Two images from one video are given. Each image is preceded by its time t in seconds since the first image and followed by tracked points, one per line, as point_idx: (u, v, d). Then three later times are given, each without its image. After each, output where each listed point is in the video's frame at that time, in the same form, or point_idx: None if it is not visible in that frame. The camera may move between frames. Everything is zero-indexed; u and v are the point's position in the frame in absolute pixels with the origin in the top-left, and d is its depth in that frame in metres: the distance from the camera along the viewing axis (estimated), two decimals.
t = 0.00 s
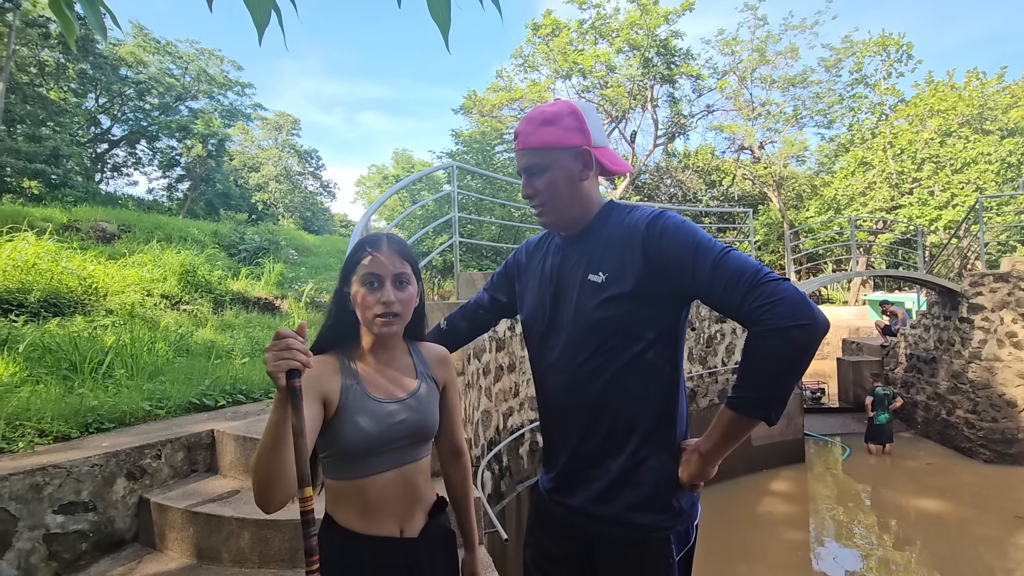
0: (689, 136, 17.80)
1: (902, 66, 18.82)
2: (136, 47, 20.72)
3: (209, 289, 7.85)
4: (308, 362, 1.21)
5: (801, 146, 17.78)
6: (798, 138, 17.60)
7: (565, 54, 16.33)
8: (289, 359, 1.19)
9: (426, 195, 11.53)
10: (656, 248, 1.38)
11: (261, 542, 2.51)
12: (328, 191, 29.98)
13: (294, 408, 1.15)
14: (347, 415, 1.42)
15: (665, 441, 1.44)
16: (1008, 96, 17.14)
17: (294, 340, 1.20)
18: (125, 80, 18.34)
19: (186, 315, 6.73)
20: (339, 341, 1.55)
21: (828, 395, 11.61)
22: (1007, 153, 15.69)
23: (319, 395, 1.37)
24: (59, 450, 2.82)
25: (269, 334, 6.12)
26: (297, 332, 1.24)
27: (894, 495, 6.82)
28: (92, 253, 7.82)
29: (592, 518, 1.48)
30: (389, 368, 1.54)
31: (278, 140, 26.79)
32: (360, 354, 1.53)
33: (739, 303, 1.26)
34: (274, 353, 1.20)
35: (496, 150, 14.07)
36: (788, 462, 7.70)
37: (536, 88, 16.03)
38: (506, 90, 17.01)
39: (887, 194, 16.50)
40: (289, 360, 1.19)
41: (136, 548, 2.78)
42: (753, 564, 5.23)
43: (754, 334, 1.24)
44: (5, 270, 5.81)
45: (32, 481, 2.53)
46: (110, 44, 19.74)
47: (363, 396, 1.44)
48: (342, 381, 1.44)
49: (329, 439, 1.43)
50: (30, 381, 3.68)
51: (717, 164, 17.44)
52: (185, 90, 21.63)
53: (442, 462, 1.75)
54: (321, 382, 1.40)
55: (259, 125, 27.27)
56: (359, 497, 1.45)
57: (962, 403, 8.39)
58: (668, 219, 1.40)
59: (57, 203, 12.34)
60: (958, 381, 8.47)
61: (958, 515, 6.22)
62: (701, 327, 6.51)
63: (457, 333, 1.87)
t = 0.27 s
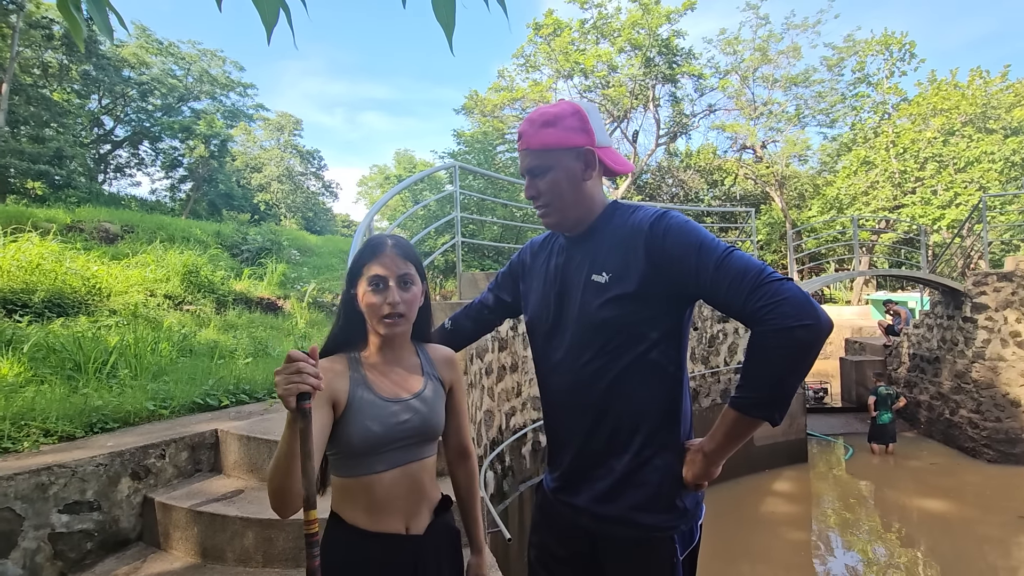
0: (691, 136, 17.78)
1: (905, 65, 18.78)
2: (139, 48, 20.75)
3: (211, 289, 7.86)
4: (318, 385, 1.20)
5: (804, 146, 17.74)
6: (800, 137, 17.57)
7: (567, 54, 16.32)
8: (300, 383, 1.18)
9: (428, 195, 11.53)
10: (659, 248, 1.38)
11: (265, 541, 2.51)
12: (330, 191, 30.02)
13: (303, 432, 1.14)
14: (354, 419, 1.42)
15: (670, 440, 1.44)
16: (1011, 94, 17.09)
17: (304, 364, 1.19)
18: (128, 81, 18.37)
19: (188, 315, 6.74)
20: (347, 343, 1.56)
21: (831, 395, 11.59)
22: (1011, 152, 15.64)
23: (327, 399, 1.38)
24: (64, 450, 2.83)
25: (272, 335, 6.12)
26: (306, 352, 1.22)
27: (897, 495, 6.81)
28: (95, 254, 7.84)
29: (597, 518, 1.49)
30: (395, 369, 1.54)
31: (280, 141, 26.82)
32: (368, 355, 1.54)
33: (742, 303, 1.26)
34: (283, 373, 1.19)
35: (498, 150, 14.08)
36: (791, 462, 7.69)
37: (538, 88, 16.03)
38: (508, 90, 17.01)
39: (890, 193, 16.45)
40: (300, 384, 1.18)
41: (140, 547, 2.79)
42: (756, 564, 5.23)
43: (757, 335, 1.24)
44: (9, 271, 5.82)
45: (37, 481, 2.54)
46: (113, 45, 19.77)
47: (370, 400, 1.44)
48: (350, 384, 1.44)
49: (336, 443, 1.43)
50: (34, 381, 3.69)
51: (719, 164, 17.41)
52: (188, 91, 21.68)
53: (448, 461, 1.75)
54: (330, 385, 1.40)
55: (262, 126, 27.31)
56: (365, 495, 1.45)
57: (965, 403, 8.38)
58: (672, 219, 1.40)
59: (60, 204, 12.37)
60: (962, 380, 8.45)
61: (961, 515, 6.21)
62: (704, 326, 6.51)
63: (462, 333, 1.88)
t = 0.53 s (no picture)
0: (692, 136, 17.79)
1: (906, 64, 18.77)
2: (140, 48, 20.76)
3: (212, 289, 7.87)
4: (319, 388, 1.21)
5: (805, 145, 17.73)
6: (801, 136, 17.55)
7: (567, 54, 16.32)
8: (299, 386, 1.19)
9: (429, 195, 11.54)
10: (660, 248, 1.38)
11: (267, 540, 2.51)
12: (331, 191, 30.04)
13: (305, 434, 1.15)
14: (358, 418, 1.43)
15: (670, 440, 1.44)
16: (1013, 93, 17.09)
17: (304, 366, 1.20)
18: (128, 82, 18.36)
19: (190, 315, 6.75)
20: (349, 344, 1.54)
21: (832, 394, 11.58)
22: (1012, 151, 15.64)
23: (331, 397, 1.38)
24: (66, 449, 2.83)
25: (273, 334, 6.13)
26: (307, 355, 1.23)
27: (898, 494, 6.81)
28: (96, 254, 7.84)
29: (598, 517, 1.48)
30: (397, 367, 1.55)
31: (281, 141, 26.84)
32: (369, 353, 1.54)
33: (743, 302, 1.26)
34: (285, 377, 1.20)
35: (499, 149, 14.08)
36: (792, 461, 7.69)
37: (538, 88, 16.03)
38: (508, 89, 17.02)
39: (891, 192, 16.43)
40: (299, 387, 1.19)
41: (142, 547, 2.79)
42: (757, 564, 5.23)
43: (758, 334, 1.24)
44: (11, 271, 5.83)
45: (39, 481, 2.54)
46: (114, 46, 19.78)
47: (374, 399, 1.45)
48: (353, 383, 1.44)
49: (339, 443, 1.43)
50: (36, 381, 3.69)
51: (720, 163, 17.40)
52: (189, 91, 21.69)
53: (448, 460, 1.76)
54: (334, 385, 1.41)
55: (262, 126, 27.33)
56: (369, 495, 1.45)
57: (967, 402, 8.37)
58: (674, 219, 1.40)
59: (61, 204, 12.39)
60: (963, 380, 8.45)
61: (963, 514, 6.21)
62: (705, 326, 6.51)
63: (464, 331, 1.87)
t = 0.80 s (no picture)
0: (692, 135, 17.78)
1: (907, 63, 18.76)
2: (139, 48, 20.74)
3: (212, 289, 7.88)
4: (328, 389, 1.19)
5: (805, 144, 17.70)
6: (801, 135, 17.54)
7: (567, 53, 16.31)
8: (308, 386, 1.18)
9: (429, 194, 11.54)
10: (660, 247, 1.38)
11: (267, 540, 2.51)
12: (331, 190, 30.03)
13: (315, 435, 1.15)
14: (358, 418, 1.42)
15: (671, 439, 1.44)
16: (1013, 92, 17.08)
17: (313, 366, 1.19)
18: (128, 81, 18.36)
19: (190, 314, 6.76)
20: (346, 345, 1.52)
21: (832, 393, 11.58)
22: (1013, 150, 15.63)
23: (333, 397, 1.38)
24: (66, 449, 2.83)
25: (273, 334, 6.13)
26: (316, 355, 1.22)
27: (898, 493, 6.81)
28: (97, 254, 7.84)
29: (599, 515, 1.49)
30: (393, 367, 1.55)
31: (281, 140, 26.81)
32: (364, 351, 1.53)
33: (742, 301, 1.26)
34: (295, 377, 1.20)
35: (498, 148, 14.08)
36: (792, 460, 7.69)
37: (538, 87, 16.02)
38: (508, 89, 17.02)
39: (891, 191, 16.42)
40: (309, 386, 1.18)
41: (142, 546, 2.79)
42: (757, 563, 5.23)
43: (757, 333, 1.24)
44: (11, 270, 5.84)
45: (39, 480, 2.55)
46: (113, 45, 19.76)
47: (374, 399, 1.45)
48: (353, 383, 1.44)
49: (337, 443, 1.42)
50: (36, 380, 3.69)
51: (720, 162, 17.39)
52: (188, 91, 21.70)
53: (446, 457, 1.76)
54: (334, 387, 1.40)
55: (263, 125, 27.32)
56: (370, 495, 1.45)
57: (967, 401, 8.38)
58: (673, 218, 1.41)
59: (61, 204, 12.40)
60: (963, 379, 8.45)
61: (963, 513, 6.21)
62: (705, 325, 6.50)
63: (465, 331, 1.86)
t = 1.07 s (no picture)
0: (692, 133, 17.77)
1: (907, 61, 18.74)
2: (139, 46, 20.71)
3: (212, 288, 7.87)
4: (329, 389, 1.19)
5: (806, 141, 17.64)
6: (802, 133, 17.52)
7: (567, 51, 16.28)
8: (309, 386, 1.18)
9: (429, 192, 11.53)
10: (660, 245, 1.38)
11: (267, 538, 2.52)
12: (331, 189, 30.01)
13: (317, 435, 1.15)
14: (355, 413, 1.42)
15: (671, 437, 1.44)
16: (1014, 90, 17.07)
17: (314, 365, 1.19)
18: (128, 79, 18.34)
19: (190, 313, 6.75)
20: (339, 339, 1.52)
21: (832, 392, 11.59)
22: (1013, 148, 15.62)
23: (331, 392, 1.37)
24: (66, 448, 2.84)
25: (273, 333, 6.12)
26: (316, 354, 1.22)
27: (898, 491, 6.81)
28: (97, 252, 7.84)
29: (600, 513, 1.49)
30: (387, 360, 1.55)
31: (281, 139, 26.78)
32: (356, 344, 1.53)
33: (742, 298, 1.26)
34: (295, 377, 1.19)
35: (498, 147, 14.06)
36: (792, 458, 7.69)
37: (538, 85, 15.98)
38: (508, 87, 16.99)
39: (892, 189, 16.39)
40: (311, 386, 1.18)
41: (142, 545, 2.80)
42: (757, 562, 5.23)
43: (757, 330, 1.24)
44: (11, 269, 5.83)
45: (40, 479, 2.55)
46: (113, 44, 19.73)
47: (370, 393, 1.45)
48: (349, 376, 1.43)
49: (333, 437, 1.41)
50: (36, 379, 3.69)
51: (721, 160, 17.36)
52: (188, 89, 21.68)
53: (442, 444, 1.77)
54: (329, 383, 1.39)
55: (262, 124, 27.28)
56: (369, 489, 1.46)
57: (967, 400, 8.37)
58: (672, 216, 1.41)
59: (62, 202, 12.40)
60: (964, 377, 8.45)
61: (963, 512, 6.21)
62: (705, 324, 6.50)
63: (464, 329, 1.86)
